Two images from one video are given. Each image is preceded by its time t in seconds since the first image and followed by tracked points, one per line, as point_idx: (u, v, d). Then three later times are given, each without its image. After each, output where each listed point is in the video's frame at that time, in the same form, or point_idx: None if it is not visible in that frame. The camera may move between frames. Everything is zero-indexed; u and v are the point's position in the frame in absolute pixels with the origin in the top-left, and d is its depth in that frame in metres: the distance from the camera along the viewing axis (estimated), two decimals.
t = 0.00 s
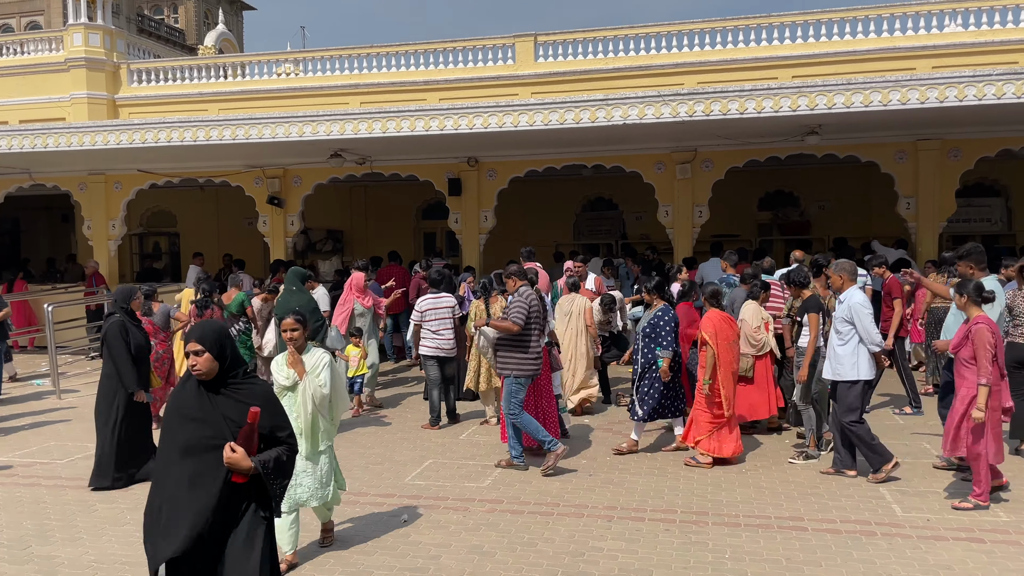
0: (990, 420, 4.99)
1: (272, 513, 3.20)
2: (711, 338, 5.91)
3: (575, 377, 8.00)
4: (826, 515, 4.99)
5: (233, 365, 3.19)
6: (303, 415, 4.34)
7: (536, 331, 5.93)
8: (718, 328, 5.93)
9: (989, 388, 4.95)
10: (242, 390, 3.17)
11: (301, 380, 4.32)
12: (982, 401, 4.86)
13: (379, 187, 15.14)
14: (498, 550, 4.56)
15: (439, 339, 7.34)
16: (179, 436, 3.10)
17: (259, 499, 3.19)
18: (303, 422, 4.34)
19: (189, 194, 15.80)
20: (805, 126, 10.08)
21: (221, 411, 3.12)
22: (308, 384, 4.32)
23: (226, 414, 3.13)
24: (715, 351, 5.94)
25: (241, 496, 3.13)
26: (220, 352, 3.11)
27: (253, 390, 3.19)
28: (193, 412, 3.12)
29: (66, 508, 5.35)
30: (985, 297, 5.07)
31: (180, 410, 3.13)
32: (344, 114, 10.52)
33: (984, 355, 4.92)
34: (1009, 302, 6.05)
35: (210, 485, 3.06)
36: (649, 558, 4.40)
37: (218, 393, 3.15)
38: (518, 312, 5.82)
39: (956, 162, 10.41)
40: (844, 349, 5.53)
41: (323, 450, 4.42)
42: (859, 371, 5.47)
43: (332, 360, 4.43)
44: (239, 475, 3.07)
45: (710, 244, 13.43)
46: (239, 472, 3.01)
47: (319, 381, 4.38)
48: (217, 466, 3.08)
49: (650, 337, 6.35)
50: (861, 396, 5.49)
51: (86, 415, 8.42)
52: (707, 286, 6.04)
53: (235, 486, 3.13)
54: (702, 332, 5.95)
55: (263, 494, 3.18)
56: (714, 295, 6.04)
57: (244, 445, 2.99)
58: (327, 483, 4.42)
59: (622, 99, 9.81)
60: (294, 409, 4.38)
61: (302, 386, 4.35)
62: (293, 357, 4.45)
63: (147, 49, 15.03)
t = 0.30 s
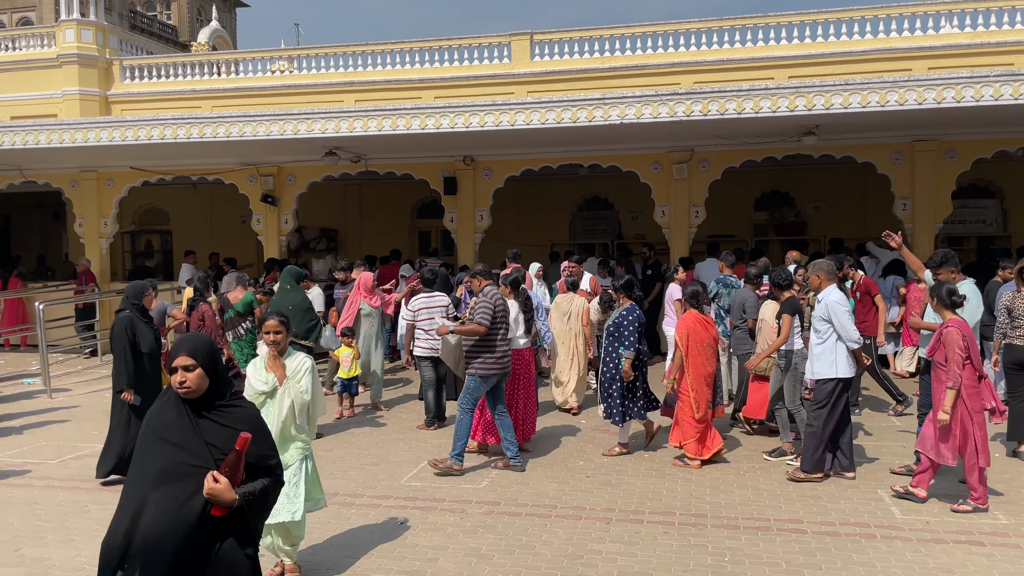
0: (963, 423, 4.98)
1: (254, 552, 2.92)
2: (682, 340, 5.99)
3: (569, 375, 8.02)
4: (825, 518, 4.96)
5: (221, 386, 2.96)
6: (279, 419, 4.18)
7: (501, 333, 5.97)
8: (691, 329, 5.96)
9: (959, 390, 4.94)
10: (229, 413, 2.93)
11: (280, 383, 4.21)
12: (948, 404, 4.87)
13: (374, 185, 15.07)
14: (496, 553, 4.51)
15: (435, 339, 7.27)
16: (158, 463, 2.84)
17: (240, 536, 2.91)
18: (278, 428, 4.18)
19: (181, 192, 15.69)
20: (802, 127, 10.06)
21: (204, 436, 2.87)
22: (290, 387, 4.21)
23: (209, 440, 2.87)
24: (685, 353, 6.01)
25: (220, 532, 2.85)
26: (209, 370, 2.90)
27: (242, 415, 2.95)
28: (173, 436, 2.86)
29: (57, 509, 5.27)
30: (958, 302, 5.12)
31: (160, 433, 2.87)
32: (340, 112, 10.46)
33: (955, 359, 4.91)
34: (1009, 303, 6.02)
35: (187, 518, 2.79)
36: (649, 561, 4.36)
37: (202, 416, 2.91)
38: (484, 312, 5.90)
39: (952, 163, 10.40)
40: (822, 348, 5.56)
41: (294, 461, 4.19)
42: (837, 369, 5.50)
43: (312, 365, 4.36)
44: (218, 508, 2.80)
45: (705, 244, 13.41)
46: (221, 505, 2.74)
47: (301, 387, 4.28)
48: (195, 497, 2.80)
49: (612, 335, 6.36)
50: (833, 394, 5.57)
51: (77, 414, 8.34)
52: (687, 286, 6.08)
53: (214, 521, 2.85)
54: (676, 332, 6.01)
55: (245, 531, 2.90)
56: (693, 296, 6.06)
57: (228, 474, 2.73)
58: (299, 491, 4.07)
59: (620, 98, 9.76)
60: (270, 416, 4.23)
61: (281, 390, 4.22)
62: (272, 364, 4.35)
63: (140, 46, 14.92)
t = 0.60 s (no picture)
0: (931, 423, 4.99)
1: None
2: (664, 342, 6.12)
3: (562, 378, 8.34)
4: (828, 523, 4.94)
5: (216, 400, 2.77)
6: (274, 438, 3.89)
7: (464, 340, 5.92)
8: (676, 332, 6.08)
9: (929, 391, 4.98)
10: (221, 432, 2.71)
11: (276, 400, 3.93)
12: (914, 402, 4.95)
13: (370, 187, 15.02)
14: (499, 559, 4.48)
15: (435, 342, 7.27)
16: (142, 483, 2.61)
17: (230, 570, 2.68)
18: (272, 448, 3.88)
19: (176, 192, 15.61)
20: (801, 130, 10.06)
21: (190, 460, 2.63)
22: (285, 404, 3.93)
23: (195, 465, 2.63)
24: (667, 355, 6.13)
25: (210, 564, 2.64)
26: (205, 382, 2.71)
27: (235, 434, 2.73)
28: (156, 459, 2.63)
29: (53, 514, 5.22)
30: (936, 305, 5.11)
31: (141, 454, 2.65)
32: (337, 113, 10.41)
33: (926, 358, 4.95)
34: (1010, 307, 6.08)
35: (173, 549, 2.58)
36: (652, 567, 4.34)
37: (193, 434, 2.69)
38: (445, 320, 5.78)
39: (949, 167, 10.42)
40: (798, 354, 5.60)
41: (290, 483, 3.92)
42: (810, 376, 5.54)
43: (307, 385, 4.10)
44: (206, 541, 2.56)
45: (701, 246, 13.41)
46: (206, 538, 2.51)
47: (294, 406, 4.02)
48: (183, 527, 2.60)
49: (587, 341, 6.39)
50: (811, 402, 5.59)
51: (73, 417, 8.28)
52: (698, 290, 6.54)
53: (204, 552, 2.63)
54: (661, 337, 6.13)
55: (235, 565, 2.67)
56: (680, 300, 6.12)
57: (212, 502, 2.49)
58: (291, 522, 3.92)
59: (618, 101, 9.75)
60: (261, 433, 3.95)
61: (276, 408, 3.92)
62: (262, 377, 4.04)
63: (134, 46, 14.83)
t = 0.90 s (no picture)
0: (915, 426, 5.00)
1: None
2: (655, 345, 6.15)
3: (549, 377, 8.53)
4: (832, 529, 4.92)
5: (200, 427, 2.29)
6: (266, 457, 3.65)
7: (425, 342, 5.97)
8: (665, 335, 6.13)
9: (913, 393, 5.00)
10: (205, 466, 2.24)
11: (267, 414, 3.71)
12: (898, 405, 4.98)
13: (366, 189, 14.97)
14: (503, 565, 4.45)
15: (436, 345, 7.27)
16: (111, 530, 2.16)
17: None
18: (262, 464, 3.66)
19: (171, 195, 15.54)
20: (799, 133, 10.07)
21: (169, 499, 2.17)
22: (277, 420, 3.70)
23: (177, 504, 2.17)
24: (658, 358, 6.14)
25: None
26: (185, 409, 2.22)
27: (222, 468, 2.26)
28: (129, 500, 2.17)
29: (51, 521, 5.16)
30: (915, 309, 5.12)
31: (110, 495, 2.18)
32: (334, 116, 10.35)
33: (909, 360, 4.96)
34: (1012, 310, 6.04)
35: None
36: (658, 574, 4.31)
37: (172, 469, 2.21)
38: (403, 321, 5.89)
39: (947, 170, 10.43)
40: (784, 360, 5.67)
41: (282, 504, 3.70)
42: (797, 382, 5.61)
43: (301, 397, 3.88)
44: None
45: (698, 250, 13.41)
46: None
47: (288, 420, 3.79)
48: None
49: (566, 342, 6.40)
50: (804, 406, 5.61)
51: (70, 421, 8.22)
52: (711, 291, 6.40)
53: None
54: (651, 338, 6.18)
55: None
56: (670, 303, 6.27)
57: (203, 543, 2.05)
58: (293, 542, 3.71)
59: (617, 104, 9.72)
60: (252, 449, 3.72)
61: (267, 424, 3.69)
62: (253, 388, 3.89)
63: (129, 47, 14.75)
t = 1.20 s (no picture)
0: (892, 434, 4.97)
1: None
2: (644, 343, 6.35)
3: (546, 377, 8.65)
4: (836, 533, 4.90)
5: (168, 445, 2.20)
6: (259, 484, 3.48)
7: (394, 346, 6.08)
8: (654, 334, 6.31)
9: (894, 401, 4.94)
10: (179, 482, 2.15)
11: (254, 444, 3.50)
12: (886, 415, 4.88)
13: (365, 193, 14.96)
14: (507, 570, 4.42)
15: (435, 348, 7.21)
16: (73, 564, 2.00)
17: None
18: (251, 497, 3.45)
19: (170, 199, 15.51)
20: (799, 136, 10.07)
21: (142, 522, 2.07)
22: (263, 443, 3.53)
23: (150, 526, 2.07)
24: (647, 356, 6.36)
25: None
26: (160, 425, 2.14)
27: (197, 482, 2.18)
28: (95, 530, 2.02)
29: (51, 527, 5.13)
30: (893, 314, 5.07)
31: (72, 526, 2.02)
32: (333, 120, 10.33)
33: (885, 368, 4.92)
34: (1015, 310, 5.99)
35: None
36: None
37: (142, 491, 2.11)
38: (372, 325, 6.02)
39: (947, 173, 10.44)
40: (775, 363, 5.62)
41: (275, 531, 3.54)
42: (790, 384, 5.56)
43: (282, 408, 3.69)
44: None
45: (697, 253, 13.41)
46: None
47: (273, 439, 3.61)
48: None
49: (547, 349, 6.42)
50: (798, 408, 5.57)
51: (70, 427, 8.17)
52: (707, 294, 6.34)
53: None
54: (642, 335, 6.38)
55: None
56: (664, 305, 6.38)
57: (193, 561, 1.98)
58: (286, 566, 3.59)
59: (618, 107, 9.70)
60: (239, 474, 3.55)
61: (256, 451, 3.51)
62: (232, 405, 3.68)
63: (128, 51, 14.73)
